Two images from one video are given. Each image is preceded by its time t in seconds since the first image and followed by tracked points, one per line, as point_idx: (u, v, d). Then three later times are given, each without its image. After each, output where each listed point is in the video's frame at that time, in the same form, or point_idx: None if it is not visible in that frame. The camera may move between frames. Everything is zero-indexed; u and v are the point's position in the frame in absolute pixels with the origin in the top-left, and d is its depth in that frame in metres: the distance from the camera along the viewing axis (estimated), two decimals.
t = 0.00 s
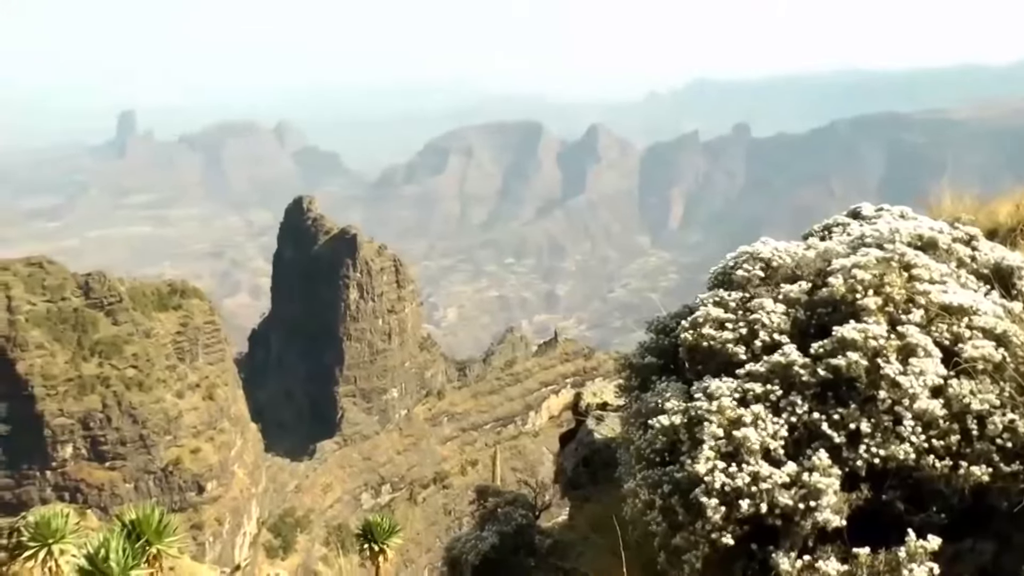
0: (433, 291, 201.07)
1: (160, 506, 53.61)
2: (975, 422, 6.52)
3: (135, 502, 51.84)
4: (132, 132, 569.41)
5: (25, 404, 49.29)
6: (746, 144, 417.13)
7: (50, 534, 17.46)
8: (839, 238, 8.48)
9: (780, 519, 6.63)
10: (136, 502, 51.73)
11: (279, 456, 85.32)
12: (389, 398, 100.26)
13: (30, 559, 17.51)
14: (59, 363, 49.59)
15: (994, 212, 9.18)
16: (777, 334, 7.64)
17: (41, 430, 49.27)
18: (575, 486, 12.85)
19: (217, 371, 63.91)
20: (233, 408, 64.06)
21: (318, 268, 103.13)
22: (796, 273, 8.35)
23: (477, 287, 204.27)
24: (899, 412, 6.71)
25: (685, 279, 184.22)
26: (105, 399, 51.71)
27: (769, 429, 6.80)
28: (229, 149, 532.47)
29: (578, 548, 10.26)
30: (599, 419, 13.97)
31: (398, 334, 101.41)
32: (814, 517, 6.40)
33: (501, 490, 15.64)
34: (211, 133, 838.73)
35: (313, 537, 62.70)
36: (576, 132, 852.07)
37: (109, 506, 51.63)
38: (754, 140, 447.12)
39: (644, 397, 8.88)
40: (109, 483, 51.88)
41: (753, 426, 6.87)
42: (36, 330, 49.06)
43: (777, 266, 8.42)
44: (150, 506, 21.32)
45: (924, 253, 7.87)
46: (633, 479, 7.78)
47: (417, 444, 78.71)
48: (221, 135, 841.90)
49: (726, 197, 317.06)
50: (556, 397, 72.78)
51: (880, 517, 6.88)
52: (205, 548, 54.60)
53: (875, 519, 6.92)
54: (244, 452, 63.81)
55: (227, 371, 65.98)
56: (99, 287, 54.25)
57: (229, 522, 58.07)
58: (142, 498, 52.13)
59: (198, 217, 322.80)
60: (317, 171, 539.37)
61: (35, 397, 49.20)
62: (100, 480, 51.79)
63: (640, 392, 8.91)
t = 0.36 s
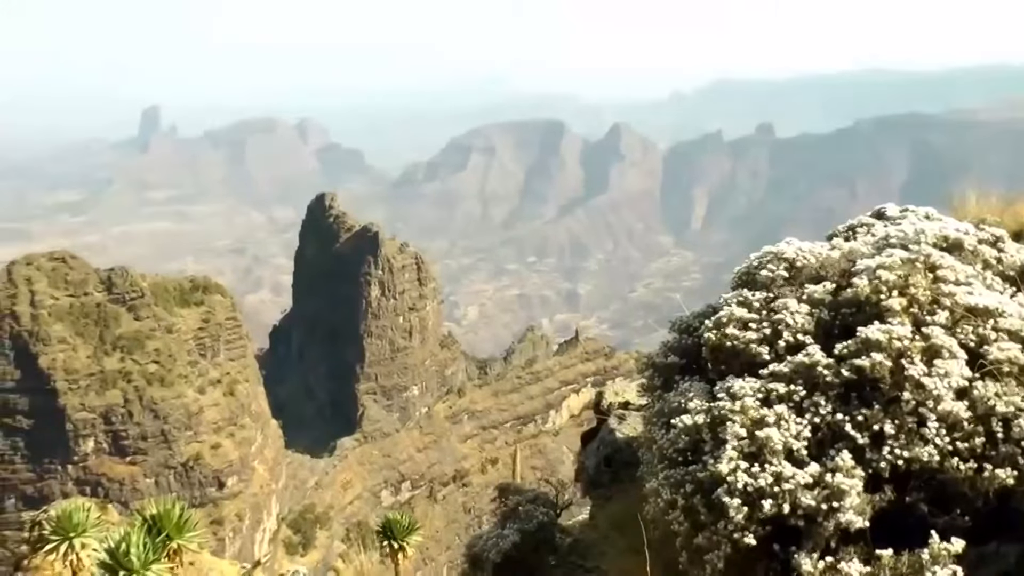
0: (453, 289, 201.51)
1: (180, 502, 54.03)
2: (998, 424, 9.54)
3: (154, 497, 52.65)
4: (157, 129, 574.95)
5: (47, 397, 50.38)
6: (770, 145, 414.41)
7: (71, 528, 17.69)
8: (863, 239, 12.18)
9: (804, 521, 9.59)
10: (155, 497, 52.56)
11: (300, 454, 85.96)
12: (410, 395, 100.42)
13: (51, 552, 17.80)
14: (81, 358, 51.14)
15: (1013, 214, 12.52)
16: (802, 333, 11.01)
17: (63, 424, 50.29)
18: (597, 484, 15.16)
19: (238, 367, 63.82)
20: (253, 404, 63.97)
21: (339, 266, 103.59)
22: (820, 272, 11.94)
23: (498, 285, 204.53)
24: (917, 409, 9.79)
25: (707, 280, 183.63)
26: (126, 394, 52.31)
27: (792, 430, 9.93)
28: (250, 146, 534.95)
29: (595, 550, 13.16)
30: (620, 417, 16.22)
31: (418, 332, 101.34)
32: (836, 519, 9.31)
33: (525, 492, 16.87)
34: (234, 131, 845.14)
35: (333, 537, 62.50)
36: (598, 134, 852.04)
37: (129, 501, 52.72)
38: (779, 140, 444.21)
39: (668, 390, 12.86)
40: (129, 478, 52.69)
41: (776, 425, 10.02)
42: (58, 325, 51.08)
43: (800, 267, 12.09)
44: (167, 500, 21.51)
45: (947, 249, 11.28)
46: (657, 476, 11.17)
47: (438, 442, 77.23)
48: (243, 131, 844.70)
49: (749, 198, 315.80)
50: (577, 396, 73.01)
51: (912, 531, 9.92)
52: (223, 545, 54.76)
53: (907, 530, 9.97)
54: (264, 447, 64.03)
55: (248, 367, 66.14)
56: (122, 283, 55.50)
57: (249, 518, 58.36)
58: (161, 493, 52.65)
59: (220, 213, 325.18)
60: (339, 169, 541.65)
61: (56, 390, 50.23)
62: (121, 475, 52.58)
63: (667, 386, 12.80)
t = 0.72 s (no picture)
0: (472, 287, 201.90)
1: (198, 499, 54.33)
2: (1019, 426, 9.58)
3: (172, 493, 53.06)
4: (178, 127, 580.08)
5: (68, 394, 51.47)
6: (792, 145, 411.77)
7: (90, 523, 17.62)
8: (885, 239, 12.16)
9: (824, 521, 9.59)
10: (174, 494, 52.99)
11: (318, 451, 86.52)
12: (428, 393, 100.35)
13: (71, 548, 17.82)
14: (101, 354, 52.12)
15: None
16: (821, 334, 11.03)
17: (83, 420, 51.34)
18: (615, 483, 15.21)
19: (257, 364, 64.35)
20: (272, 401, 64.41)
21: (359, 263, 104.29)
22: (841, 273, 11.92)
23: (516, 284, 204.68)
24: (938, 410, 9.78)
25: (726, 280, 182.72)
26: (145, 391, 52.82)
27: (812, 431, 9.94)
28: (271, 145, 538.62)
29: (616, 549, 13.17)
30: (640, 416, 16.23)
31: (438, 330, 101.21)
32: (856, 521, 9.33)
33: (543, 491, 17.06)
34: (255, 130, 852.31)
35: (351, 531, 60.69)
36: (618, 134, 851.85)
37: (149, 497, 53.28)
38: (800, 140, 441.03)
39: (688, 391, 12.91)
40: (148, 474, 53.37)
41: (797, 425, 10.04)
42: (78, 322, 51.89)
43: (822, 267, 12.05)
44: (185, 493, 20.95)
45: (969, 249, 11.24)
46: (677, 477, 11.20)
47: (456, 440, 77.09)
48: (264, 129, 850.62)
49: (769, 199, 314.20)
50: (594, 396, 73.48)
51: (931, 531, 9.87)
52: (241, 542, 54.77)
53: (926, 531, 9.92)
54: (282, 445, 64.43)
55: (267, 365, 66.68)
56: (141, 280, 55.93)
57: (267, 515, 58.43)
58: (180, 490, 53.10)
59: (241, 211, 327.78)
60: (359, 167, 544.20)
61: (77, 387, 51.50)
62: (140, 470, 53.33)
63: (686, 387, 12.86)
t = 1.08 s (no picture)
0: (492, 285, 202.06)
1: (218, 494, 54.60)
2: None
3: (193, 489, 53.55)
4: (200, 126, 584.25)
5: (90, 390, 52.03)
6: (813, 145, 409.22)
7: (112, 519, 17.57)
8: (908, 239, 12.09)
9: (846, 520, 9.60)
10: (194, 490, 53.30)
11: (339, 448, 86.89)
12: (449, 391, 100.58)
13: (93, 543, 17.78)
14: (122, 351, 52.72)
15: None
16: (845, 333, 11.00)
17: (104, 416, 51.75)
18: (637, 481, 15.26)
19: (277, 361, 64.88)
20: (293, 398, 64.94)
21: (380, 261, 104.51)
22: (866, 271, 11.90)
23: (537, 282, 204.56)
24: (961, 409, 9.76)
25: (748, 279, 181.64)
26: (166, 387, 53.56)
27: (834, 430, 9.95)
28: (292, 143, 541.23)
29: (638, 545, 13.13)
30: (663, 414, 16.22)
31: (458, 327, 101.33)
32: (879, 520, 9.30)
33: (563, 488, 17.27)
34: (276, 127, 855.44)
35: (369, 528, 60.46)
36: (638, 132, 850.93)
37: (169, 493, 53.75)
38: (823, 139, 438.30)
39: (709, 388, 12.90)
40: (169, 470, 53.80)
41: (820, 424, 10.03)
42: (100, 318, 52.75)
43: (845, 264, 12.02)
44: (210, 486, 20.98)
45: (993, 250, 11.21)
46: (699, 475, 11.23)
47: (476, 438, 77.42)
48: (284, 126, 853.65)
49: (790, 198, 312.68)
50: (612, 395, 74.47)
51: (954, 531, 9.82)
52: (260, 537, 54.94)
53: (949, 531, 9.88)
54: (303, 442, 64.88)
55: (288, 362, 67.17)
56: (162, 276, 57.28)
57: (288, 511, 58.71)
58: (200, 486, 53.43)
59: (263, 209, 329.64)
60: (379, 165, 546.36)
61: (98, 383, 51.97)
62: (161, 466, 53.84)
63: (708, 384, 12.90)
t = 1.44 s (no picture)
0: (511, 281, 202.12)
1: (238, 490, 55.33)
2: None
3: (213, 486, 54.20)
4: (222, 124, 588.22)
5: (112, 386, 52.76)
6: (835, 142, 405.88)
7: (133, 515, 17.69)
8: (931, 236, 11.98)
9: (868, 518, 9.60)
10: (214, 487, 54.12)
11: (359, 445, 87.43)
12: (468, 388, 100.88)
13: (114, 538, 17.90)
14: (143, 348, 53.31)
15: None
16: (866, 330, 11.00)
17: (124, 413, 52.19)
18: (658, 479, 15.26)
19: (297, 358, 65.37)
20: (313, 395, 65.42)
21: (400, 258, 104.73)
22: (887, 270, 11.85)
23: (557, 279, 204.40)
24: (983, 408, 9.76)
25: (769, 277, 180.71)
26: (187, 383, 54.06)
27: (855, 429, 9.93)
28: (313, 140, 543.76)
29: (658, 543, 13.18)
30: (683, 412, 16.26)
31: (478, 325, 101.63)
32: (900, 518, 9.30)
33: (583, 484, 17.37)
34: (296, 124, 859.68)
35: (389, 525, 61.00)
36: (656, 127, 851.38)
37: (189, 489, 54.26)
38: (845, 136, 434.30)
39: (731, 386, 12.91)
40: (189, 466, 54.43)
41: (841, 422, 10.02)
42: (121, 314, 53.29)
43: (867, 263, 11.99)
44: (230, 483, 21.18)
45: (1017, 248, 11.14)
46: (719, 473, 11.25)
47: (496, 435, 77.59)
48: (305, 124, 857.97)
49: (810, 195, 310.46)
50: (633, 393, 74.26)
51: (977, 529, 9.72)
52: (281, 533, 55.36)
53: (972, 529, 9.81)
54: (323, 438, 65.32)
55: (308, 358, 67.67)
56: (183, 273, 57.60)
57: (308, 508, 59.09)
58: (221, 483, 54.30)
59: (283, 205, 331.56)
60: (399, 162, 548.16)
61: (119, 379, 52.65)
62: (181, 462, 54.41)
63: (730, 381, 12.92)
